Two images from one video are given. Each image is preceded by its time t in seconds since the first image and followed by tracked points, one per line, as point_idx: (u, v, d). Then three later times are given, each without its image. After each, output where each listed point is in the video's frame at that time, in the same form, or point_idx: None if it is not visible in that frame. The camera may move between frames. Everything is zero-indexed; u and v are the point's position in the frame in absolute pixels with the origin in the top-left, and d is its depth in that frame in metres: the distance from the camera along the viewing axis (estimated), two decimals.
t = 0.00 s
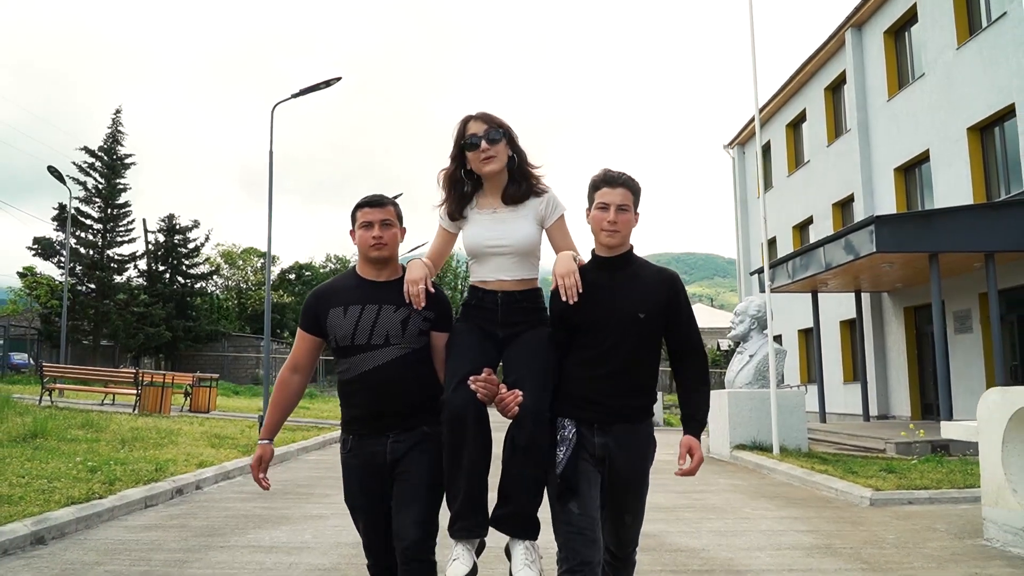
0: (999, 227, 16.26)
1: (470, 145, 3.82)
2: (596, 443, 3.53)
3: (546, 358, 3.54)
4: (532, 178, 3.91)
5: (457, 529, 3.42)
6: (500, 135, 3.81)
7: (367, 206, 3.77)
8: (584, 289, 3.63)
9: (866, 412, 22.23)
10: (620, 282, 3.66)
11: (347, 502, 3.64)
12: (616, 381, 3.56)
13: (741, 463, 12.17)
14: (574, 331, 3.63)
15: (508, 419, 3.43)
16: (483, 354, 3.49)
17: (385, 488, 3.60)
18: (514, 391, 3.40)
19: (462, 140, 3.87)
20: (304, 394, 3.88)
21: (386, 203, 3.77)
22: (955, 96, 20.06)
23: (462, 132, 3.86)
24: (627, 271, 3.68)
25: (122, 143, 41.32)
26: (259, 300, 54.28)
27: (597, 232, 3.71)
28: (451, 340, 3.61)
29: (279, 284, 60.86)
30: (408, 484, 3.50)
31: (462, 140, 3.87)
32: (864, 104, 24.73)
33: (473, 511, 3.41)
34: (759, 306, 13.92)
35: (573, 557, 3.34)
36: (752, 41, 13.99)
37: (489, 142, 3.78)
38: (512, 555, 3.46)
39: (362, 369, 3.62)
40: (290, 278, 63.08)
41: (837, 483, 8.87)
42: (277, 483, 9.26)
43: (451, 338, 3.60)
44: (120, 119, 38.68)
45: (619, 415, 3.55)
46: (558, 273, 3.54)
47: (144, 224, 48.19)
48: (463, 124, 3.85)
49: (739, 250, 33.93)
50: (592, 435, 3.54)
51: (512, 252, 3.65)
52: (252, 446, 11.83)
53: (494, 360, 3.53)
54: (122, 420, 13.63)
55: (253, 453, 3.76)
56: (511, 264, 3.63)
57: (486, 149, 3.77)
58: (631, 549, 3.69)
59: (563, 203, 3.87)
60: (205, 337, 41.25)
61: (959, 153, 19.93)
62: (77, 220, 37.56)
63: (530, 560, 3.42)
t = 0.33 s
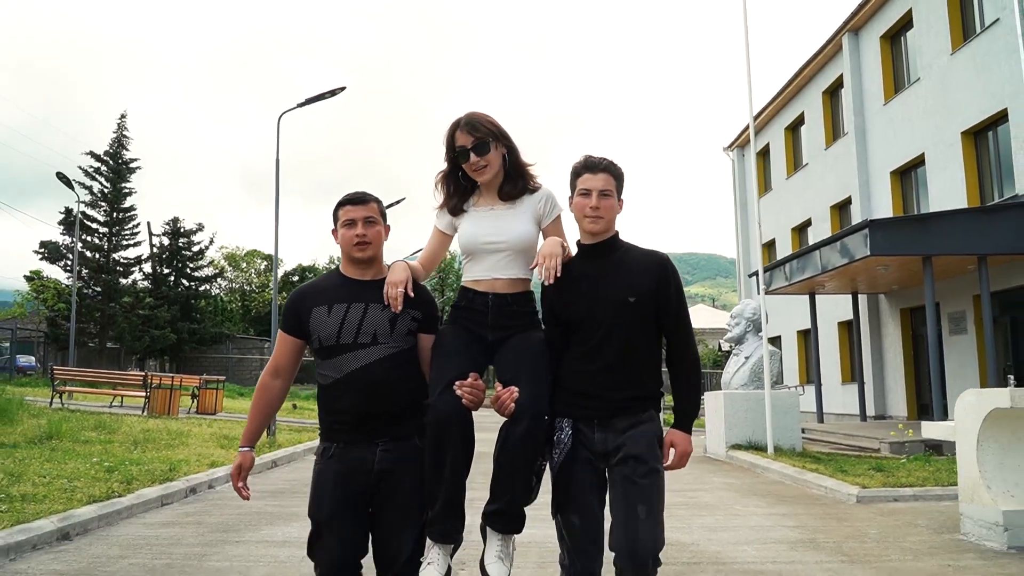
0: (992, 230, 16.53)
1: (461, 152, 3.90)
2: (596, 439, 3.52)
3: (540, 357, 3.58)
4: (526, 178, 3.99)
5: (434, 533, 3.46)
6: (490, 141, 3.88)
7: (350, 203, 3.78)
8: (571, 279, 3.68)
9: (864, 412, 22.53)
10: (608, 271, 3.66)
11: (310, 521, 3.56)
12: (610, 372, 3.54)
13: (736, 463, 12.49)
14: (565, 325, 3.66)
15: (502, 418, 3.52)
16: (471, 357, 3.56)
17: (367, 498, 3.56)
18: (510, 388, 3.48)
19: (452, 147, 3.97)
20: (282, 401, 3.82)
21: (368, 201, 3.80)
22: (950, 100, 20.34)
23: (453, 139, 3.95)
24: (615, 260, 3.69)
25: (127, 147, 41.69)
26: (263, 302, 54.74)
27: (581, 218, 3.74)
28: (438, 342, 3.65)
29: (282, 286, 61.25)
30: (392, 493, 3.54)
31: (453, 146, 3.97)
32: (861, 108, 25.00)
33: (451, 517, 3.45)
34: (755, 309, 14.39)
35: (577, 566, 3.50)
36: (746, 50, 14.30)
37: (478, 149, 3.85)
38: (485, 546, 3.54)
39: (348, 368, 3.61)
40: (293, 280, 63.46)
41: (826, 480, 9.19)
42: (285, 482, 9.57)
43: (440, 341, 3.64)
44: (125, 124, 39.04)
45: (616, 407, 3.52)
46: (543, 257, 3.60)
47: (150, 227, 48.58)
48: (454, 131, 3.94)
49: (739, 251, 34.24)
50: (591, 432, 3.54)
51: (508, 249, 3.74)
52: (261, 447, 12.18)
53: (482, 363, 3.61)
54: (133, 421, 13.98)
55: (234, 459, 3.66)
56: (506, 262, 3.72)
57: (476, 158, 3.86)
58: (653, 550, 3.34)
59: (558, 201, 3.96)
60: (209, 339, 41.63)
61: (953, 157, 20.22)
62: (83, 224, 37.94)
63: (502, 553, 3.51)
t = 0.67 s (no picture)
0: (986, 237, 16.84)
1: (452, 157, 3.68)
2: (593, 463, 3.33)
3: (542, 371, 3.34)
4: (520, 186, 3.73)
5: (441, 554, 3.09)
6: (483, 146, 3.64)
7: (336, 211, 3.58)
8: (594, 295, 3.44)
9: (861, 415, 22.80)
10: (626, 289, 3.45)
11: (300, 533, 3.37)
12: (615, 395, 3.35)
13: (732, 464, 12.80)
14: (573, 341, 3.46)
15: (500, 435, 3.25)
16: (470, 369, 3.34)
17: (356, 517, 3.40)
18: (507, 401, 3.23)
19: (443, 152, 3.72)
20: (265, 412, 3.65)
21: (355, 208, 3.59)
22: (946, 107, 20.59)
23: (445, 144, 3.70)
24: (633, 279, 3.47)
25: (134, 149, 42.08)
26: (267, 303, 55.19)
27: (604, 233, 3.53)
28: (434, 352, 3.43)
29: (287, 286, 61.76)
30: (383, 511, 3.42)
31: (443, 151, 3.72)
32: (859, 113, 25.31)
33: (461, 529, 3.11)
34: (752, 314, 14.68)
35: None
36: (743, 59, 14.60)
37: (470, 155, 3.61)
38: None
39: (334, 384, 3.43)
40: (297, 280, 63.97)
41: (816, 482, 9.50)
42: (292, 482, 9.87)
43: (434, 353, 3.43)
44: (131, 126, 39.44)
45: (617, 431, 3.33)
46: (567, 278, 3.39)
47: (156, 228, 48.98)
48: (445, 135, 3.70)
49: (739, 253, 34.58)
50: (589, 455, 3.36)
51: (500, 261, 3.50)
52: (269, 448, 12.52)
53: (480, 376, 3.36)
54: (143, 422, 14.33)
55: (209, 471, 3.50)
56: (497, 273, 3.47)
57: (468, 164, 3.62)
58: None
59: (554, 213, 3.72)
60: (214, 339, 42.02)
61: (949, 163, 20.50)
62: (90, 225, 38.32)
63: None
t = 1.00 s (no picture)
0: (981, 242, 17.16)
1: (450, 159, 3.54)
2: (607, 469, 3.19)
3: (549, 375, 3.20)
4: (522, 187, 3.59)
5: (455, 565, 2.92)
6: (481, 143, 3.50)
7: (351, 215, 3.39)
8: (591, 300, 3.30)
9: (859, 416, 23.09)
10: (627, 289, 3.32)
11: (311, 564, 3.23)
12: (622, 398, 3.22)
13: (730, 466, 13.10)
14: (576, 347, 3.28)
15: (512, 446, 3.08)
16: (481, 377, 3.16)
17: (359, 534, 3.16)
18: (520, 412, 3.07)
19: (439, 154, 3.59)
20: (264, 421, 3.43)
21: (371, 211, 3.40)
22: (944, 112, 20.82)
23: (441, 145, 3.58)
24: (633, 279, 3.35)
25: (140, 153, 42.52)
26: (272, 304, 55.70)
27: (598, 237, 3.39)
28: (442, 362, 3.23)
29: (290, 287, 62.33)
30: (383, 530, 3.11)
31: (440, 153, 3.59)
32: (858, 118, 25.61)
33: (476, 539, 2.96)
34: (749, 318, 15.10)
35: None
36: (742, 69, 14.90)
37: (468, 155, 3.48)
38: None
39: (338, 393, 3.20)
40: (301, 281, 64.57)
41: (809, 484, 9.81)
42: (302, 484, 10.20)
43: (442, 359, 3.25)
44: (138, 130, 39.84)
45: (627, 437, 3.20)
46: (566, 280, 3.25)
47: (161, 230, 49.40)
48: (440, 136, 3.58)
49: (739, 255, 34.92)
50: (602, 460, 3.20)
51: (504, 264, 3.35)
52: (278, 450, 12.88)
53: (491, 384, 3.18)
54: (154, 424, 14.69)
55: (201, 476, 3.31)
56: (502, 276, 3.32)
57: (464, 163, 3.49)
58: None
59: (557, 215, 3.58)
60: (218, 341, 42.39)
61: (946, 168, 20.78)
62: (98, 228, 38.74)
63: None
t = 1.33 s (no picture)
0: (977, 249, 17.45)
1: (465, 188, 3.64)
2: (620, 524, 3.03)
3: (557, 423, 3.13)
4: (536, 226, 3.69)
5: None
6: (497, 175, 3.62)
7: (356, 247, 3.33)
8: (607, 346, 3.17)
9: (859, 419, 23.37)
10: (642, 333, 3.18)
11: None
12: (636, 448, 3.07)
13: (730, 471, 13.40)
14: (590, 393, 3.19)
15: (520, 500, 3.03)
16: (493, 423, 3.15)
17: None
18: (528, 466, 3.02)
19: (457, 185, 3.71)
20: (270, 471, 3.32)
21: (377, 243, 3.34)
22: (943, 119, 21.05)
23: (458, 176, 3.70)
24: (647, 322, 3.22)
25: (147, 157, 42.91)
26: (278, 306, 56.17)
27: (605, 278, 3.29)
28: (455, 403, 3.24)
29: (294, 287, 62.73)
30: None
31: (457, 184, 3.71)
32: (858, 123, 25.89)
33: None
34: (748, 325, 16.04)
35: None
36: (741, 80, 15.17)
37: (484, 186, 3.59)
38: None
39: (348, 437, 3.14)
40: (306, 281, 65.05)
41: (804, 489, 10.13)
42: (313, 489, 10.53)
43: (455, 404, 3.24)
44: (145, 135, 40.23)
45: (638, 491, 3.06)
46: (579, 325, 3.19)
47: (167, 233, 49.83)
48: (457, 168, 3.70)
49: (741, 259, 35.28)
50: (613, 515, 3.06)
51: (519, 306, 3.42)
52: (289, 454, 13.22)
53: (502, 430, 3.16)
54: (167, 429, 15.04)
55: (212, 533, 3.25)
56: (517, 317, 3.39)
57: (482, 193, 3.59)
58: None
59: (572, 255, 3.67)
60: (225, 342, 42.82)
61: (944, 175, 21.04)
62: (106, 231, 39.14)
63: None
